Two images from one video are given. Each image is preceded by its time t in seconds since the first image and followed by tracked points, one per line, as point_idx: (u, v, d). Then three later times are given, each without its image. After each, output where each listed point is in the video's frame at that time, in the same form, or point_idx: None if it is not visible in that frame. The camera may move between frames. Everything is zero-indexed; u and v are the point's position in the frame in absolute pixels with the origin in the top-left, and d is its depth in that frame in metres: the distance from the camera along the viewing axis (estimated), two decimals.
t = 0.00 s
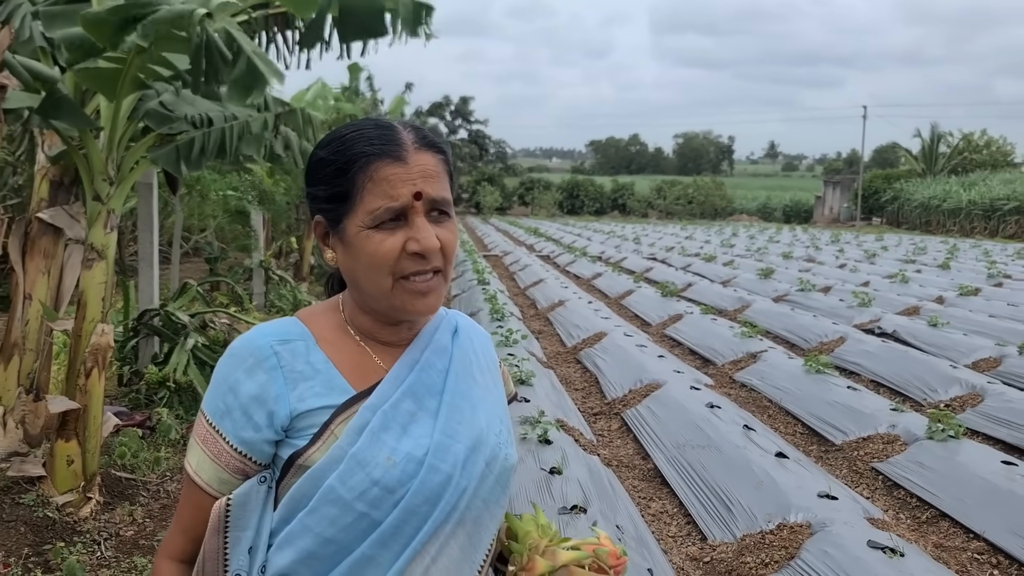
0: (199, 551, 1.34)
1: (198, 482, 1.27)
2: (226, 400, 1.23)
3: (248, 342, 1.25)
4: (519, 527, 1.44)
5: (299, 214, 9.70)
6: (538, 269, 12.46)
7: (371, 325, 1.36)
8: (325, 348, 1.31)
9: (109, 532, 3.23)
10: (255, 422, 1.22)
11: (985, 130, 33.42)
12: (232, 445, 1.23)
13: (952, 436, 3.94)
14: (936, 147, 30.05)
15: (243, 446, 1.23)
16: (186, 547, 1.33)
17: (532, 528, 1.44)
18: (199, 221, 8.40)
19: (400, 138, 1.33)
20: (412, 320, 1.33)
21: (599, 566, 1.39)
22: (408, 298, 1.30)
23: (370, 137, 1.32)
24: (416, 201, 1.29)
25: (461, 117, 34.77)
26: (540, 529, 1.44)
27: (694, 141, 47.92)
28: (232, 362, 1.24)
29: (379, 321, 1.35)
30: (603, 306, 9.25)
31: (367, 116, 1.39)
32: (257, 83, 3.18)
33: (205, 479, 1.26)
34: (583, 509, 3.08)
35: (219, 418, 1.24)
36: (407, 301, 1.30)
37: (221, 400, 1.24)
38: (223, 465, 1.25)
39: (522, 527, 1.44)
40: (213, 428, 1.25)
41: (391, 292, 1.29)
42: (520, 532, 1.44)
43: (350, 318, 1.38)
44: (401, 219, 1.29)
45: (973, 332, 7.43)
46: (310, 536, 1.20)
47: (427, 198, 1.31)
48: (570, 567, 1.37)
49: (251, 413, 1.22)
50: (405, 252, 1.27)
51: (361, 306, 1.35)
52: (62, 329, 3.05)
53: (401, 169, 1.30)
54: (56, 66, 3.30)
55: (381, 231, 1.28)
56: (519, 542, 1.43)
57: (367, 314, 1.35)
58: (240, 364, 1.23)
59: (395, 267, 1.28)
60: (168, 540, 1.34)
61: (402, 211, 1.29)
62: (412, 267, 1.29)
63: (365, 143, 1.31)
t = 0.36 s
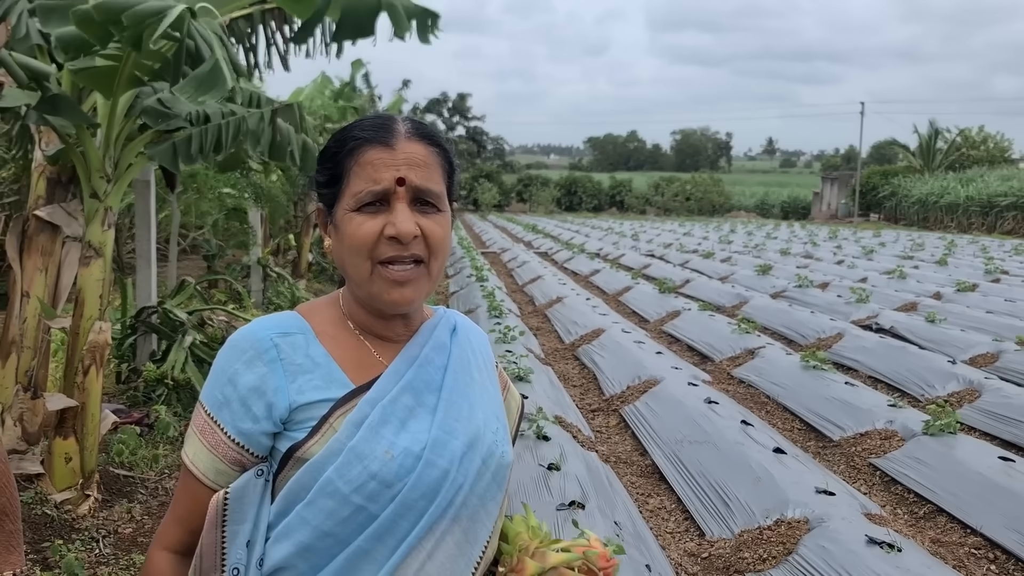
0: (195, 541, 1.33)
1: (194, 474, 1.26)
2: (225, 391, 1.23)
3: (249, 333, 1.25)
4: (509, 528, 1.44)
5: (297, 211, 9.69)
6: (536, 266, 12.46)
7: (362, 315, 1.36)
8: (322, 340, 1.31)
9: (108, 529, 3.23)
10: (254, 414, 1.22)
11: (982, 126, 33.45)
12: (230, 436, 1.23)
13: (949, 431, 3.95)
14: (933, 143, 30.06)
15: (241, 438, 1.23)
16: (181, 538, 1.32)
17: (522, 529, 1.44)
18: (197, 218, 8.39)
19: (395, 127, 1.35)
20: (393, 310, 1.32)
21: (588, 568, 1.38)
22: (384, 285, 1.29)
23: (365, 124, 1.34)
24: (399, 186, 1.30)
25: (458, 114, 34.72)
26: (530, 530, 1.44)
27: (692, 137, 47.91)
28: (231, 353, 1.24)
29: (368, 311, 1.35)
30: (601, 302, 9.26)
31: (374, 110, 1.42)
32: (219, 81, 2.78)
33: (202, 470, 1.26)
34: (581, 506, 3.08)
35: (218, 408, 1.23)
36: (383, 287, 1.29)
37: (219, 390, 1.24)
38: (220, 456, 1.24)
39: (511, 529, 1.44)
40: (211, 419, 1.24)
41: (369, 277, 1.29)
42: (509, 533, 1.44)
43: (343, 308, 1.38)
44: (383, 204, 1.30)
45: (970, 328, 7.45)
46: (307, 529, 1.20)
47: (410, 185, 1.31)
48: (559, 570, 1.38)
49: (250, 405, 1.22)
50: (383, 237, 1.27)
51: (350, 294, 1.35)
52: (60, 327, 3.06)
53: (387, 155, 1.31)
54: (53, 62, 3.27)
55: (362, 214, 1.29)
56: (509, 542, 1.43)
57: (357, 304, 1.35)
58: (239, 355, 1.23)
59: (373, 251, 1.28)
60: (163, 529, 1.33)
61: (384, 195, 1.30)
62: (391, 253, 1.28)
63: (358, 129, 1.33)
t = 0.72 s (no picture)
0: (191, 539, 1.33)
1: (190, 472, 1.26)
2: (219, 388, 1.23)
3: (244, 331, 1.24)
4: (514, 524, 1.44)
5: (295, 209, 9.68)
6: (535, 264, 12.46)
7: (356, 315, 1.35)
8: (316, 337, 1.31)
9: (106, 527, 3.23)
10: (249, 411, 1.21)
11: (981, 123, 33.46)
12: (225, 433, 1.23)
13: (947, 428, 3.95)
14: (932, 140, 30.05)
15: (235, 435, 1.22)
16: (178, 536, 1.32)
17: (527, 525, 1.43)
18: (195, 217, 8.37)
19: (377, 125, 1.34)
20: (385, 309, 1.32)
21: (597, 560, 1.39)
22: (374, 285, 1.29)
23: (348, 124, 1.34)
24: (384, 186, 1.30)
25: (457, 112, 34.68)
26: (535, 525, 1.44)
27: (690, 135, 47.88)
28: (226, 350, 1.24)
29: (363, 311, 1.35)
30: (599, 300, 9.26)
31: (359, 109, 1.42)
32: (248, 84, 2.68)
33: (199, 468, 1.26)
34: (579, 503, 3.08)
35: (213, 406, 1.23)
36: (373, 287, 1.29)
37: (215, 387, 1.23)
38: (216, 453, 1.24)
39: (516, 524, 1.43)
40: (207, 416, 1.24)
41: (359, 277, 1.29)
42: (515, 529, 1.44)
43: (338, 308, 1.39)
44: (369, 205, 1.30)
45: (969, 325, 7.45)
46: (301, 525, 1.20)
47: (394, 184, 1.30)
48: (569, 563, 1.38)
49: (244, 402, 1.21)
50: (370, 237, 1.27)
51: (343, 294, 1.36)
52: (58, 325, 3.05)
53: (371, 154, 1.30)
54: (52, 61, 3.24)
55: (348, 215, 1.29)
56: (515, 538, 1.43)
57: (350, 304, 1.35)
58: (234, 352, 1.23)
59: (361, 252, 1.28)
60: (160, 527, 1.33)
61: (370, 195, 1.29)
62: (379, 253, 1.28)
63: (341, 129, 1.33)
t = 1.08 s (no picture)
0: (188, 539, 1.33)
1: (186, 472, 1.26)
2: (214, 388, 1.23)
3: (237, 330, 1.24)
4: (507, 515, 1.44)
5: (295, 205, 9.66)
6: (535, 259, 12.45)
7: (355, 310, 1.35)
8: (311, 334, 1.30)
9: (106, 524, 3.23)
10: (244, 410, 1.22)
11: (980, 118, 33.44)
12: (220, 432, 1.23)
13: (946, 423, 3.96)
14: (931, 135, 30.00)
15: (230, 434, 1.22)
16: (174, 535, 1.32)
17: (520, 516, 1.43)
18: (194, 213, 8.36)
19: (382, 119, 1.33)
20: (394, 302, 1.32)
21: (589, 551, 1.39)
22: (388, 278, 1.28)
23: (352, 118, 1.33)
24: (396, 180, 1.29)
25: (456, 107, 34.62)
26: (528, 517, 1.44)
27: (690, 130, 47.81)
28: (220, 350, 1.23)
29: (364, 305, 1.35)
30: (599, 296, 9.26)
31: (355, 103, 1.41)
32: (275, 77, 2.74)
33: (194, 467, 1.26)
34: (579, 498, 3.08)
35: (208, 406, 1.23)
36: (387, 281, 1.28)
37: (209, 387, 1.23)
38: (211, 453, 1.24)
39: (509, 515, 1.43)
40: (201, 416, 1.24)
41: (371, 271, 1.28)
42: (508, 520, 1.44)
43: (334, 303, 1.38)
44: (380, 198, 1.29)
45: (968, 321, 7.45)
46: (301, 523, 1.20)
47: (406, 176, 1.30)
48: (559, 553, 1.37)
49: (239, 401, 1.22)
50: (384, 230, 1.26)
51: (345, 290, 1.34)
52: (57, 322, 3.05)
53: (381, 148, 1.30)
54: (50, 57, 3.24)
55: (359, 210, 1.28)
56: (507, 529, 1.43)
57: (354, 299, 1.34)
58: (228, 352, 1.23)
59: (374, 246, 1.27)
60: (157, 527, 1.33)
61: (381, 189, 1.29)
62: (392, 246, 1.27)
63: (346, 123, 1.32)
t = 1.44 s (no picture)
0: (195, 540, 1.32)
1: (191, 472, 1.26)
2: (218, 387, 1.22)
3: (240, 330, 1.24)
4: (507, 510, 1.43)
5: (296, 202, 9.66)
6: (536, 256, 12.45)
7: (360, 307, 1.35)
8: (314, 332, 1.30)
9: (109, 520, 3.23)
10: (249, 410, 1.21)
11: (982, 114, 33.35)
12: (225, 432, 1.23)
13: (949, 419, 3.95)
14: (933, 131, 29.92)
15: (236, 434, 1.22)
16: (180, 537, 1.31)
17: (520, 511, 1.43)
18: (195, 209, 8.36)
19: (402, 120, 1.33)
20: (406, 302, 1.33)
21: (588, 546, 1.39)
22: (405, 280, 1.29)
23: (372, 116, 1.31)
24: (418, 182, 1.29)
25: (457, 104, 34.58)
26: (528, 511, 1.44)
27: (691, 126, 47.72)
28: (223, 350, 1.23)
29: (372, 303, 1.35)
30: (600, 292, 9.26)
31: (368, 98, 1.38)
32: (264, 70, 2.74)
33: (199, 468, 1.26)
34: (581, 494, 3.08)
35: (212, 407, 1.23)
36: (405, 282, 1.29)
37: (213, 387, 1.23)
38: (216, 453, 1.24)
39: (509, 511, 1.43)
40: (205, 417, 1.24)
41: (388, 272, 1.28)
42: (507, 516, 1.43)
43: (337, 300, 1.37)
44: (401, 201, 1.29)
45: (970, 316, 7.44)
46: (309, 522, 1.20)
47: (428, 180, 1.31)
48: (559, 549, 1.37)
49: (244, 401, 1.21)
50: (405, 233, 1.27)
51: (355, 288, 1.34)
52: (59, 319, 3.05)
53: (404, 150, 1.30)
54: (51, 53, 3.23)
55: (380, 211, 1.27)
56: (507, 525, 1.42)
57: (363, 297, 1.34)
58: (231, 352, 1.22)
59: (394, 248, 1.27)
60: (161, 529, 1.32)
61: (403, 191, 1.28)
62: (411, 248, 1.28)
63: (367, 121, 1.30)
